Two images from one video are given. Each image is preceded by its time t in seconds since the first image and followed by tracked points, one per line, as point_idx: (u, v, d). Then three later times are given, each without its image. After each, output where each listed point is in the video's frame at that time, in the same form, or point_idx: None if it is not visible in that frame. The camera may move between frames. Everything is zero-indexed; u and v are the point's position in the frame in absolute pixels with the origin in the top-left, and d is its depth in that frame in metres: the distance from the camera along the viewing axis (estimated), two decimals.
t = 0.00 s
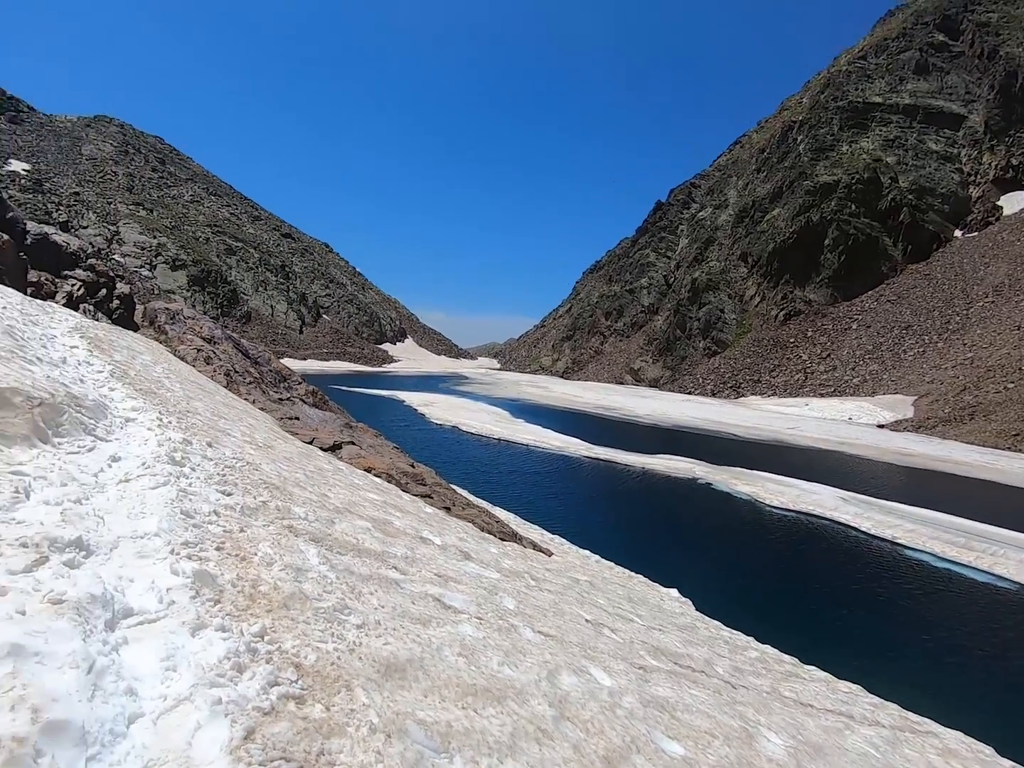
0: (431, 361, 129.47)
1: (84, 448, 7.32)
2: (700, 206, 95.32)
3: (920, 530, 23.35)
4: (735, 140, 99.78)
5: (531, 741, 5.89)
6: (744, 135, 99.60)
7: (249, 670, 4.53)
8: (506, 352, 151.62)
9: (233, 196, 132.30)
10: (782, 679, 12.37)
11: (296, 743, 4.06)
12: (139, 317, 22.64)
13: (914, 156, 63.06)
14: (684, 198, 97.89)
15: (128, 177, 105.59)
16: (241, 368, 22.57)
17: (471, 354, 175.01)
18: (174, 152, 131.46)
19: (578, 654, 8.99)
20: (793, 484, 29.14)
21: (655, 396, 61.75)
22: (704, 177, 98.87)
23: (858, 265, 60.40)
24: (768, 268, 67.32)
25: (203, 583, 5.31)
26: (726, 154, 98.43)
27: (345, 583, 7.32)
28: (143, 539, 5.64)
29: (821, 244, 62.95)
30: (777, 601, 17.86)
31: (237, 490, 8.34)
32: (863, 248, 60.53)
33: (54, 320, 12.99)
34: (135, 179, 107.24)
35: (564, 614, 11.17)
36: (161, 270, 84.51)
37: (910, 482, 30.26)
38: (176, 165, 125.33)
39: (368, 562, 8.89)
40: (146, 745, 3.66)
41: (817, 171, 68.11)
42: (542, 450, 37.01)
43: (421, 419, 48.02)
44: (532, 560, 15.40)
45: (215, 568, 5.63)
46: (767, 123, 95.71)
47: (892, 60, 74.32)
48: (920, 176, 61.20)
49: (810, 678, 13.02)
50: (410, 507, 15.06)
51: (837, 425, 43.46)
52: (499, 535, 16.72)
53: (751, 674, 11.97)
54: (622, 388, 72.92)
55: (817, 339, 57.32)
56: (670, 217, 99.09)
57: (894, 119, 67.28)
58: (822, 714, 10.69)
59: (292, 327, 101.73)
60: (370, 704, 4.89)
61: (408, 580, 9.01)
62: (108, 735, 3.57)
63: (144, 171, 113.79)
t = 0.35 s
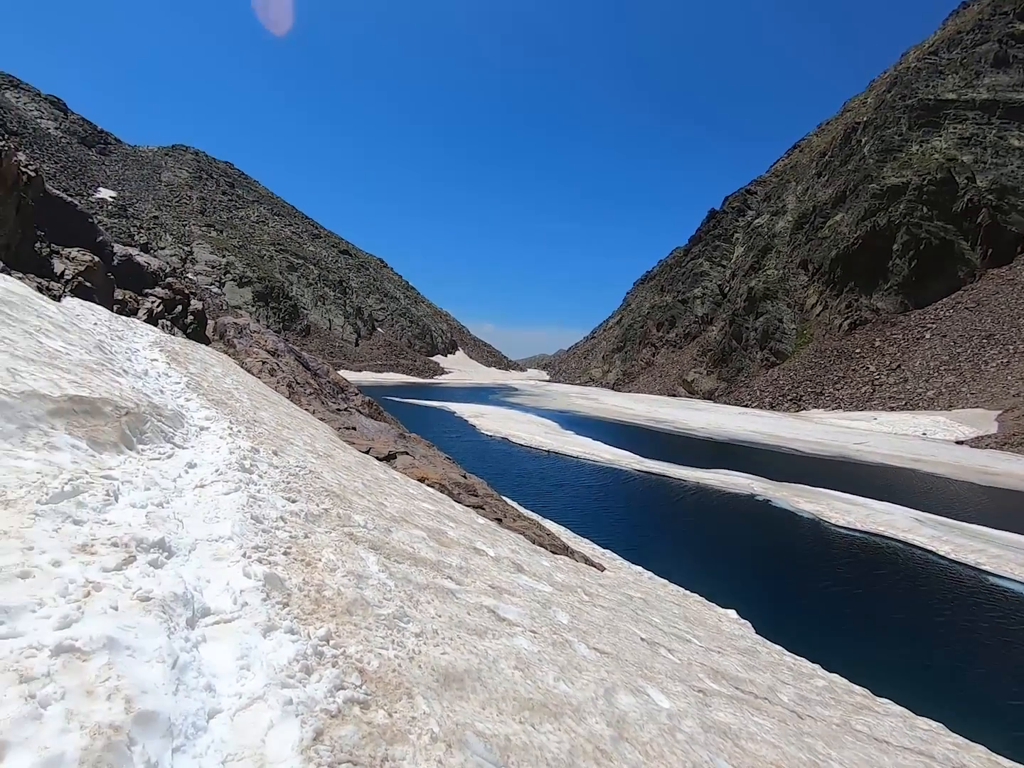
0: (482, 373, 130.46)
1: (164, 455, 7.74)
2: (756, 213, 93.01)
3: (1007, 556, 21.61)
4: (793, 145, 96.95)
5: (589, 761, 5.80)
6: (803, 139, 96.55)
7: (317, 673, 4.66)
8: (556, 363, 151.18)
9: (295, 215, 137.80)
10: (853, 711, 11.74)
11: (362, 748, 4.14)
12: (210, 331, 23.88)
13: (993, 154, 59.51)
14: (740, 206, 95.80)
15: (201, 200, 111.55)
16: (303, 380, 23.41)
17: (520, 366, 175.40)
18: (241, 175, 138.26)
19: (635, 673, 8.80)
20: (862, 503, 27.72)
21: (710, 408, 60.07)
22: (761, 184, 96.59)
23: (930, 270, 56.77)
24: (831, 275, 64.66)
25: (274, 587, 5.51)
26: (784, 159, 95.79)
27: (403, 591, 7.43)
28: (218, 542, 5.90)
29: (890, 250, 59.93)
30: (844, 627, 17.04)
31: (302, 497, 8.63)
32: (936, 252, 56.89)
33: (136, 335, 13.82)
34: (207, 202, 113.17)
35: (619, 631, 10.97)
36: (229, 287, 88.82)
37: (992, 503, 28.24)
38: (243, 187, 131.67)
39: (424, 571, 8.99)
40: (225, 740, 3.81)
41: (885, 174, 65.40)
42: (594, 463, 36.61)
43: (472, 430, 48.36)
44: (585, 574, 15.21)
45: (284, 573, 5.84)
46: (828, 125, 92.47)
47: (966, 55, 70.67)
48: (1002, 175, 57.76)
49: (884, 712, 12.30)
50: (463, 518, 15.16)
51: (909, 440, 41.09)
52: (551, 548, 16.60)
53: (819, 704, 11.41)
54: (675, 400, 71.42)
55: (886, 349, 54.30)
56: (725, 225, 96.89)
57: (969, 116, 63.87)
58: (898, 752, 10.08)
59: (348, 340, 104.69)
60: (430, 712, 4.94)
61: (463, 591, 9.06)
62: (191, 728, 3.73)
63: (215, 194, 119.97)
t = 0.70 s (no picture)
0: (523, 371, 130.66)
1: (219, 449, 8.05)
2: (808, 207, 90.23)
3: None
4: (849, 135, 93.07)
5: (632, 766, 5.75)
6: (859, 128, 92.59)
7: (363, 665, 4.78)
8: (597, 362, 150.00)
9: (342, 217, 140.88)
10: (909, 729, 11.27)
11: (406, 741, 4.21)
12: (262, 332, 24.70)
13: None
14: (790, 200, 93.33)
15: (254, 205, 115.29)
16: (348, 378, 23.93)
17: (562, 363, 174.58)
18: (290, 179, 142.23)
19: (679, 679, 8.67)
20: (922, 511, 26.43)
21: (757, 409, 58.46)
22: (812, 176, 93.80)
23: (1000, 263, 52.70)
24: (888, 271, 61.88)
25: (322, 579, 5.66)
26: (838, 150, 92.32)
27: (446, 588, 7.53)
28: (271, 535, 6.10)
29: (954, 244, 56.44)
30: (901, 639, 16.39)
31: (349, 493, 8.83)
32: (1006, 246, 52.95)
33: (193, 335, 14.39)
34: (259, 206, 116.89)
35: (662, 636, 10.82)
36: (279, 288, 91.55)
37: None
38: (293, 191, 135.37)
39: (467, 569, 9.09)
40: (277, 726, 3.94)
41: (949, 163, 61.27)
42: (636, 464, 36.17)
43: (513, 429, 48.51)
44: (626, 576, 15.07)
45: (332, 566, 6.00)
46: (885, 114, 88.34)
47: None
48: None
49: (943, 732, 11.74)
50: (504, 516, 15.21)
51: (974, 446, 38.88)
52: (591, 550, 16.49)
53: (873, 720, 11.00)
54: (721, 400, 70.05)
55: (949, 349, 50.90)
56: (774, 221, 94.31)
57: None
58: None
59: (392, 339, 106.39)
60: (474, 708, 4.99)
61: (504, 589, 9.11)
62: (247, 713, 3.88)
63: (267, 199, 123.88)
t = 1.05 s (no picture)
0: (560, 361, 130.19)
1: (265, 437, 8.30)
2: (858, 189, 86.74)
3: None
4: (905, 112, 88.65)
5: (667, 759, 5.74)
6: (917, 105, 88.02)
7: (402, 649, 4.89)
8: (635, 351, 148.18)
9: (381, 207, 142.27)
10: (959, 735, 10.91)
11: (444, 724, 4.31)
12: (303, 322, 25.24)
13: None
14: (839, 183, 90.31)
15: (295, 197, 117.53)
16: (386, 367, 24.27)
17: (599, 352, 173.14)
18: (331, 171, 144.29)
19: (715, 675, 8.58)
20: (979, 510, 25.29)
21: (801, 401, 56.91)
22: (863, 157, 90.27)
23: None
24: (946, 255, 58.99)
25: (363, 564, 5.81)
26: (892, 129, 88.20)
27: (483, 576, 7.62)
28: (314, 520, 6.29)
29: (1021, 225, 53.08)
30: (951, 642, 15.90)
31: (388, 481, 8.99)
32: None
33: (239, 325, 14.82)
34: (300, 198, 119.10)
35: (698, 630, 10.72)
36: (319, 279, 93.27)
37: None
38: (334, 183, 137.26)
39: (503, 558, 9.17)
40: (322, 704, 4.07)
41: (1016, 139, 56.39)
42: (674, 455, 35.70)
43: (549, 419, 48.47)
44: (662, 569, 14.95)
45: (372, 552, 6.14)
46: (946, 89, 83.63)
47: None
48: None
49: (996, 740, 11.32)
50: (539, 507, 15.27)
51: None
52: (627, 542, 16.40)
53: (920, 724, 10.70)
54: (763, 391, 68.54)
55: (1012, 339, 48.15)
56: (821, 205, 91.43)
57: None
58: None
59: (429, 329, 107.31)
60: (509, 695, 5.06)
61: (540, 579, 9.17)
62: (294, 691, 4.02)
63: (308, 190, 126.06)
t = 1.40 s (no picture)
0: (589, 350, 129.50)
1: (300, 426, 8.51)
2: (904, 171, 83.74)
3: None
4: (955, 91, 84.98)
5: (696, 753, 5.75)
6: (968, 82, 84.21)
7: (433, 636, 4.98)
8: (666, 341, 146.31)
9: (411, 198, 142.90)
10: (1002, 739, 10.64)
11: (475, 711, 4.38)
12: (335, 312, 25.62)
13: None
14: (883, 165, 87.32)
15: (328, 189, 118.97)
16: (416, 357, 24.52)
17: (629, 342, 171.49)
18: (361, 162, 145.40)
19: (746, 670, 8.52)
20: None
21: (839, 392, 55.56)
22: (910, 136, 87.04)
23: None
24: (999, 239, 56.52)
25: (395, 552, 5.91)
26: (942, 107, 84.69)
27: (512, 566, 7.69)
28: (348, 508, 6.42)
29: None
30: (1002, 645, 15.40)
31: (418, 471, 9.12)
32: None
33: (275, 316, 15.17)
34: (332, 190, 120.52)
35: (730, 625, 10.64)
36: (351, 270, 94.46)
37: None
38: (365, 174, 138.31)
39: (531, 548, 9.23)
40: (356, 687, 4.18)
41: None
42: (707, 447, 35.26)
43: (578, 409, 48.33)
44: (692, 562, 14.86)
45: (403, 540, 6.25)
46: (1001, 64, 79.71)
47: None
48: None
49: None
50: (568, 497, 15.29)
51: None
52: (657, 534, 16.33)
53: (962, 727, 10.46)
54: (799, 382, 67.16)
55: None
56: (864, 187, 88.62)
57: None
58: None
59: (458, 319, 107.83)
60: (538, 685, 5.11)
61: (569, 570, 9.22)
62: (330, 674, 4.14)
63: (339, 182, 127.41)
